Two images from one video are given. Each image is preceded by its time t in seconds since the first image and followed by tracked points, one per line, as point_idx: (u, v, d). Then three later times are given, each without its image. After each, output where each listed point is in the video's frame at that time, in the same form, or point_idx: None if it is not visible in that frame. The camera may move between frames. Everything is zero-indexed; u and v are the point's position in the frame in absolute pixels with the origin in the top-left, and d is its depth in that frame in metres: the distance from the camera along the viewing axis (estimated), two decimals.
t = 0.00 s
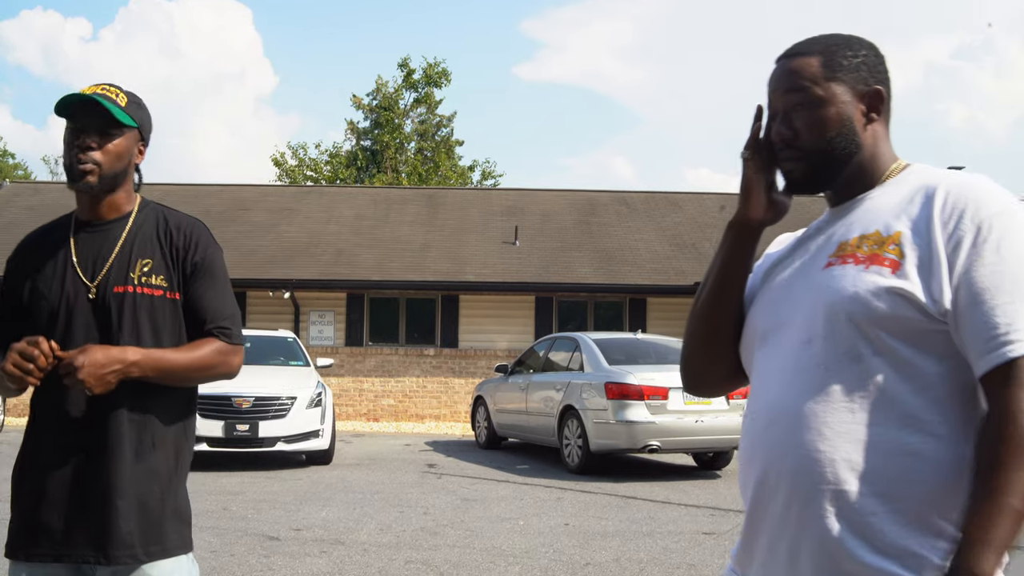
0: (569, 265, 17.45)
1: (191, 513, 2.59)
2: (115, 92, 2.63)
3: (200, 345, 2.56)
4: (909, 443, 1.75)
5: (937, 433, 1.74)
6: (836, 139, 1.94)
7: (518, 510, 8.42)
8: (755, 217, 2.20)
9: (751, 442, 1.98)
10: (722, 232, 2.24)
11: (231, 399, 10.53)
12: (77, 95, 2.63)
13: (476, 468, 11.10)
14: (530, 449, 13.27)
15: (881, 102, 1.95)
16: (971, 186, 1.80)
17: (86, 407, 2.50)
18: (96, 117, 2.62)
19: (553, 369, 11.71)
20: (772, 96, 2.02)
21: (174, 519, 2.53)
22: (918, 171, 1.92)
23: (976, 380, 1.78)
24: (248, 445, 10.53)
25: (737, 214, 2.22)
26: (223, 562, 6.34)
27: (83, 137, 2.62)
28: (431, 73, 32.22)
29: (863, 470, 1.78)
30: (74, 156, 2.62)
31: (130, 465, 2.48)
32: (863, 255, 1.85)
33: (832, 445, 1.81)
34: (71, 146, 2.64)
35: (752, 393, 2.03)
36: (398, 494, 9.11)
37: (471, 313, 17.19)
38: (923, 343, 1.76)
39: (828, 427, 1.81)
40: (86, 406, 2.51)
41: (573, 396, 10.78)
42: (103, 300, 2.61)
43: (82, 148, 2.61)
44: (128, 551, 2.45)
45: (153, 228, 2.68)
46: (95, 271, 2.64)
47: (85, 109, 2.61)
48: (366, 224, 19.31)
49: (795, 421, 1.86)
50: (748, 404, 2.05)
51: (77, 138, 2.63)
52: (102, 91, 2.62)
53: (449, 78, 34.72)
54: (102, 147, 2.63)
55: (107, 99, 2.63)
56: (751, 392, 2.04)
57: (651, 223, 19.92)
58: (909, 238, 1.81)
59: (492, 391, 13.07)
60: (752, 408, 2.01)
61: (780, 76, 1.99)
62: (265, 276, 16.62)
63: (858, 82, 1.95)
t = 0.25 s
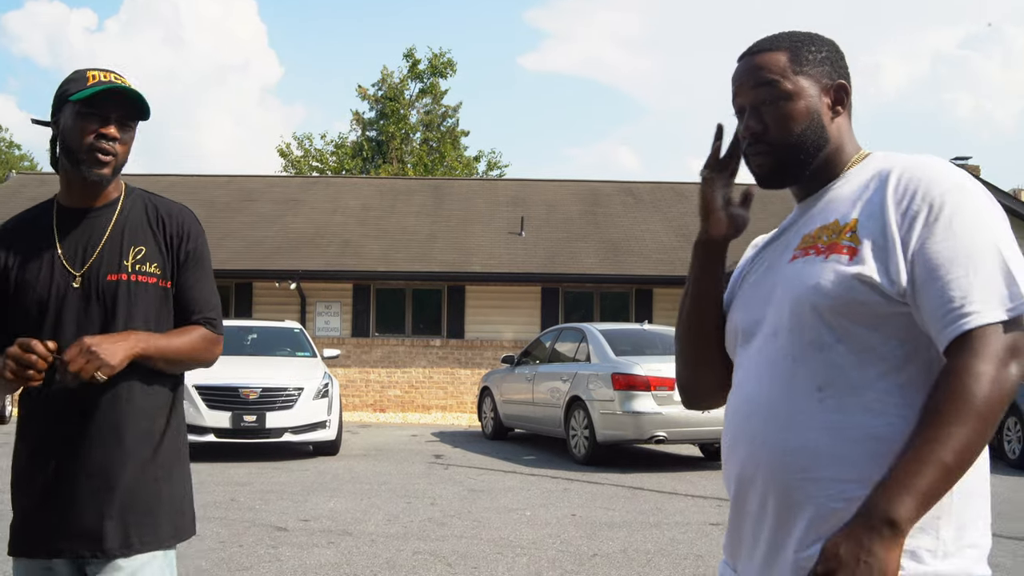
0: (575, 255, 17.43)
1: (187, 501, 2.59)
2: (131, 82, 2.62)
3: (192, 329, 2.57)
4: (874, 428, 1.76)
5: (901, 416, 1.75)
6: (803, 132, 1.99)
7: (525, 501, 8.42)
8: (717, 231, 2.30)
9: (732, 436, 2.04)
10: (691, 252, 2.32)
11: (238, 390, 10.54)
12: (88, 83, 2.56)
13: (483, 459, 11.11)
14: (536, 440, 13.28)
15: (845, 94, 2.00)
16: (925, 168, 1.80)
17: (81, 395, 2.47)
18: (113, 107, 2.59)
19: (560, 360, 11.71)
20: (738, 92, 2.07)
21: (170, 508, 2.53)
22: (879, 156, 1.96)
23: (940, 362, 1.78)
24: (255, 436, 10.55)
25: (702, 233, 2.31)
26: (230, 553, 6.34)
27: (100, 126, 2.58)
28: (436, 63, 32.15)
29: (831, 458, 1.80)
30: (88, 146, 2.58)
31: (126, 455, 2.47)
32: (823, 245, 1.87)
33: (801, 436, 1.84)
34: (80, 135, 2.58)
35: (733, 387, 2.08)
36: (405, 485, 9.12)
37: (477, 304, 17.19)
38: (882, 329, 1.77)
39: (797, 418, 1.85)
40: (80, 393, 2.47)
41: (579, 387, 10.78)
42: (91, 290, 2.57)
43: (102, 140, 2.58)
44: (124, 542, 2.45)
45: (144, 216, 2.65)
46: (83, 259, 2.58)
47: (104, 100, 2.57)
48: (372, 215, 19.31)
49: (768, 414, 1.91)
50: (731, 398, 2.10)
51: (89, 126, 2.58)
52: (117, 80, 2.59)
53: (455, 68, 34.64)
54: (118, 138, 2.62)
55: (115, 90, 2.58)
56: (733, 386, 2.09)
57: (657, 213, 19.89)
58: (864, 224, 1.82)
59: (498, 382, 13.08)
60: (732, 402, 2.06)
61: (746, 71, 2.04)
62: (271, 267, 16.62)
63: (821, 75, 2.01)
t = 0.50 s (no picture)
0: (583, 249, 17.40)
1: (167, 521, 2.52)
2: (138, 75, 2.62)
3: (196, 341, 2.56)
4: (847, 428, 1.77)
5: (874, 415, 1.74)
6: (796, 129, 2.01)
7: (533, 496, 8.42)
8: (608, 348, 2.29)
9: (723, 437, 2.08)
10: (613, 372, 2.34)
11: (246, 384, 10.55)
12: (95, 73, 2.56)
13: (490, 453, 11.10)
14: (543, 434, 13.28)
15: (837, 90, 2.02)
16: (902, 166, 1.78)
17: (76, 398, 2.43)
18: (117, 100, 2.58)
19: (567, 354, 11.70)
20: (729, 89, 2.09)
21: (151, 524, 2.46)
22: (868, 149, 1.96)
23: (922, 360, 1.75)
24: (263, 430, 10.57)
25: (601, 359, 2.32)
26: (238, 548, 6.34)
27: (106, 119, 2.58)
28: (443, 57, 32.10)
29: (806, 457, 1.83)
30: (92, 139, 2.56)
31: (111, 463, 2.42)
32: (802, 247, 1.89)
33: (781, 436, 1.88)
34: (85, 127, 2.57)
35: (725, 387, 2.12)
36: (413, 479, 9.12)
37: (484, 298, 17.18)
38: (856, 329, 1.77)
39: (779, 419, 1.88)
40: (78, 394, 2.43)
41: (587, 381, 10.77)
42: (84, 287, 2.52)
43: (105, 133, 2.57)
44: (99, 556, 2.38)
45: (145, 216, 2.61)
46: (78, 255, 2.54)
47: (109, 92, 2.56)
48: (379, 208, 19.30)
49: (754, 415, 1.94)
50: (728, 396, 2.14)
51: (93, 119, 2.57)
52: (125, 72, 2.59)
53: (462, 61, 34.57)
54: (122, 131, 2.60)
55: (124, 83, 2.58)
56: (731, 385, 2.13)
57: (665, 207, 19.84)
58: (840, 225, 1.82)
59: (505, 375, 13.08)
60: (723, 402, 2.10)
61: (738, 69, 2.05)
62: (278, 261, 16.63)
63: (813, 71, 2.02)
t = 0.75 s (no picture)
0: (592, 244, 17.38)
1: (163, 532, 2.33)
2: (153, 70, 2.41)
3: (180, 357, 2.34)
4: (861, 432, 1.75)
5: (890, 418, 1.73)
6: (801, 120, 1.99)
7: (544, 492, 8.41)
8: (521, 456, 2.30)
9: (730, 442, 2.07)
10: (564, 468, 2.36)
11: (256, 380, 10.57)
12: (108, 63, 2.38)
13: (500, 449, 11.11)
14: (552, 430, 13.28)
15: (846, 85, 2.00)
16: (915, 164, 1.76)
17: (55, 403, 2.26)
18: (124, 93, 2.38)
19: (576, 350, 11.69)
20: (734, 77, 2.07)
21: (133, 540, 2.27)
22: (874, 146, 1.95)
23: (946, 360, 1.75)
24: (273, 426, 10.58)
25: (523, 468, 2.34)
26: (250, 544, 6.36)
27: (110, 113, 2.38)
28: (451, 52, 32.08)
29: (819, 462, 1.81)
30: (94, 131, 2.38)
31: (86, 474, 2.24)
32: (812, 248, 1.87)
33: (790, 442, 1.87)
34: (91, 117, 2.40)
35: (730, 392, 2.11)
36: (423, 475, 9.13)
37: (493, 293, 17.17)
38: (869, 331, 1.76)
39: (790, 423, 1.87)
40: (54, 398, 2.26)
41: (596, 377, 10.76)
42: (74, 284, 2.37)
43: (106, 126, 2.38)
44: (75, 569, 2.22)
45: (146, 217, 2.46)
46: (72, 250, 2.40)
47: (115, 83, 2.37)
48: (388, 204, 19.31)
49: (763, 418, 1.93)
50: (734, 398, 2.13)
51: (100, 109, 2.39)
52: (139, 66, 2.39)
53: (470, 57, 34.55)
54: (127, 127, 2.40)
55: (146, 76, 2.40)
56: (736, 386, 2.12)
57: (674, 202, 19.81)
58: (851, 225, 1.81)
59: (515, 371, 13.08)
60: (730, 406, 2.09)
61: (745, 56, 2.03)
62: (288, 257, 16.65)
63: (823, 64, 2.01)
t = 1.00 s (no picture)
0: (602, 242, 17.36)
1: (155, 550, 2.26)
2: (99, 50, 2.27)
3: (168, 359, 2.21)
4: (878, 444, 1.74)
5: (906, 428, 1.71)
6: (817, 111, 1.93)
7: (555, 491, 8.41)
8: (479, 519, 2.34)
9: (743, 450, 2.05)
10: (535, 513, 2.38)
11: (267, 378, 10.59)
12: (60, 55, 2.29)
13: (512, 447, 11.11)
14: (563, 428, 13.28)
15: (865, 81, 1.95)
16: (929, 165, 1.73)
17: (54, 410, 2.20)
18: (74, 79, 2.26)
19: (587, 348, 11.67)
20: (752, 63, 2.02)
21: (130, 555, 2.21)
22: (891, 143, 1.90)
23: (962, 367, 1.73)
24: (285, 424, 10.60)
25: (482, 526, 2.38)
26: (262, 543, 6.37)
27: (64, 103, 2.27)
28: (462, 49, 32.06)
29: (834, 473, 1.80)
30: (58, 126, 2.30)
31: (82, 487, 2.17)
32: (823, 251, 1.84)
33: (803, 453, 1.85)
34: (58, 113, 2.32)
35: (742, 397, 2.09)
36: (435, 473, 9.14)
37: (504, 291, 17.16)
38: (882, 340, 1.75)
39: (801, 432, 1.85)
40: (51, 406, 2.21)
41: (608, 375, 10.75)
42: (76, 285, 2.30)
43: (62, 118, 2.27)
44: None
45: (147, 216, 2.35)
46: (77, 250, 2.33)
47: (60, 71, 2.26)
48: (398, 202, 19.32)
49: (774, 427, 1.92)
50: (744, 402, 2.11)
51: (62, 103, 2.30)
52: (85, 49, 2.27)
53: (480, 54, 34.53)
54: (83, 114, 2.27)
55: (85, 57, 2.25)
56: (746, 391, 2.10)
57: (684, 199, 19.76)
58: (863, 229, 1.79)
59: (526, 369, 13.08)
60: (741, 413, 2.07)
61: (766, 43, 1.99)
62: (299, 255, 16.67)
63: (844, 57, 1.96)
